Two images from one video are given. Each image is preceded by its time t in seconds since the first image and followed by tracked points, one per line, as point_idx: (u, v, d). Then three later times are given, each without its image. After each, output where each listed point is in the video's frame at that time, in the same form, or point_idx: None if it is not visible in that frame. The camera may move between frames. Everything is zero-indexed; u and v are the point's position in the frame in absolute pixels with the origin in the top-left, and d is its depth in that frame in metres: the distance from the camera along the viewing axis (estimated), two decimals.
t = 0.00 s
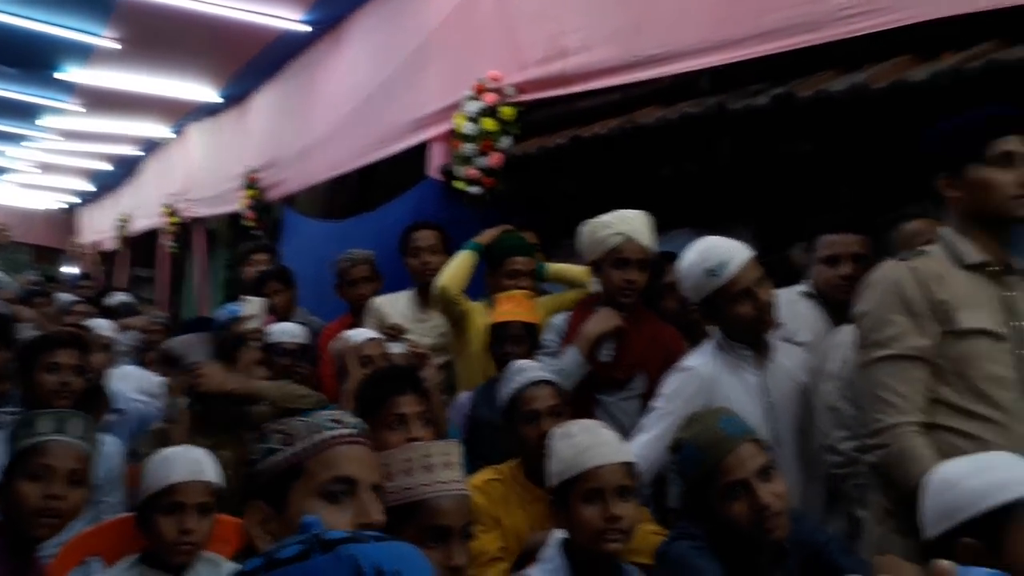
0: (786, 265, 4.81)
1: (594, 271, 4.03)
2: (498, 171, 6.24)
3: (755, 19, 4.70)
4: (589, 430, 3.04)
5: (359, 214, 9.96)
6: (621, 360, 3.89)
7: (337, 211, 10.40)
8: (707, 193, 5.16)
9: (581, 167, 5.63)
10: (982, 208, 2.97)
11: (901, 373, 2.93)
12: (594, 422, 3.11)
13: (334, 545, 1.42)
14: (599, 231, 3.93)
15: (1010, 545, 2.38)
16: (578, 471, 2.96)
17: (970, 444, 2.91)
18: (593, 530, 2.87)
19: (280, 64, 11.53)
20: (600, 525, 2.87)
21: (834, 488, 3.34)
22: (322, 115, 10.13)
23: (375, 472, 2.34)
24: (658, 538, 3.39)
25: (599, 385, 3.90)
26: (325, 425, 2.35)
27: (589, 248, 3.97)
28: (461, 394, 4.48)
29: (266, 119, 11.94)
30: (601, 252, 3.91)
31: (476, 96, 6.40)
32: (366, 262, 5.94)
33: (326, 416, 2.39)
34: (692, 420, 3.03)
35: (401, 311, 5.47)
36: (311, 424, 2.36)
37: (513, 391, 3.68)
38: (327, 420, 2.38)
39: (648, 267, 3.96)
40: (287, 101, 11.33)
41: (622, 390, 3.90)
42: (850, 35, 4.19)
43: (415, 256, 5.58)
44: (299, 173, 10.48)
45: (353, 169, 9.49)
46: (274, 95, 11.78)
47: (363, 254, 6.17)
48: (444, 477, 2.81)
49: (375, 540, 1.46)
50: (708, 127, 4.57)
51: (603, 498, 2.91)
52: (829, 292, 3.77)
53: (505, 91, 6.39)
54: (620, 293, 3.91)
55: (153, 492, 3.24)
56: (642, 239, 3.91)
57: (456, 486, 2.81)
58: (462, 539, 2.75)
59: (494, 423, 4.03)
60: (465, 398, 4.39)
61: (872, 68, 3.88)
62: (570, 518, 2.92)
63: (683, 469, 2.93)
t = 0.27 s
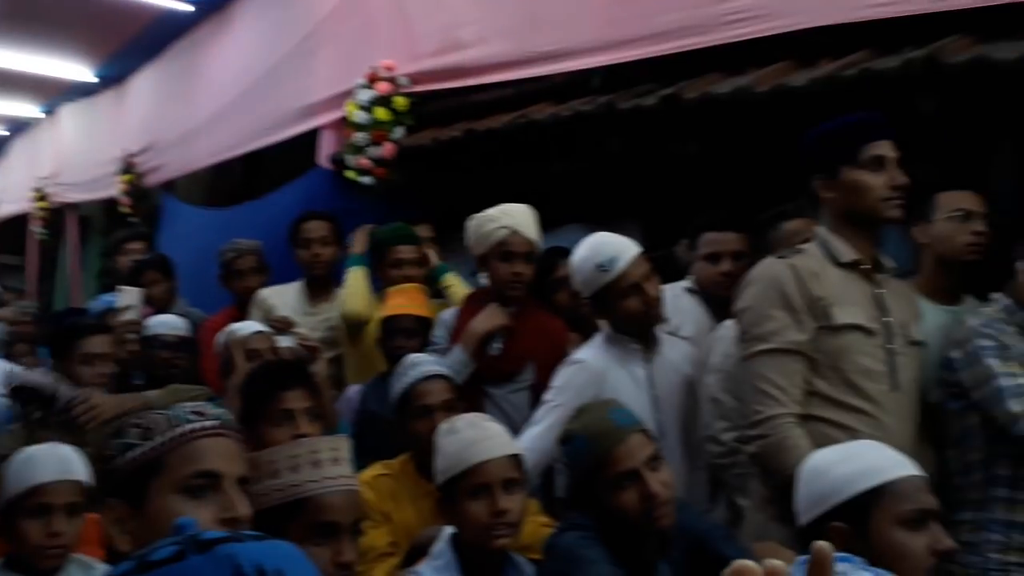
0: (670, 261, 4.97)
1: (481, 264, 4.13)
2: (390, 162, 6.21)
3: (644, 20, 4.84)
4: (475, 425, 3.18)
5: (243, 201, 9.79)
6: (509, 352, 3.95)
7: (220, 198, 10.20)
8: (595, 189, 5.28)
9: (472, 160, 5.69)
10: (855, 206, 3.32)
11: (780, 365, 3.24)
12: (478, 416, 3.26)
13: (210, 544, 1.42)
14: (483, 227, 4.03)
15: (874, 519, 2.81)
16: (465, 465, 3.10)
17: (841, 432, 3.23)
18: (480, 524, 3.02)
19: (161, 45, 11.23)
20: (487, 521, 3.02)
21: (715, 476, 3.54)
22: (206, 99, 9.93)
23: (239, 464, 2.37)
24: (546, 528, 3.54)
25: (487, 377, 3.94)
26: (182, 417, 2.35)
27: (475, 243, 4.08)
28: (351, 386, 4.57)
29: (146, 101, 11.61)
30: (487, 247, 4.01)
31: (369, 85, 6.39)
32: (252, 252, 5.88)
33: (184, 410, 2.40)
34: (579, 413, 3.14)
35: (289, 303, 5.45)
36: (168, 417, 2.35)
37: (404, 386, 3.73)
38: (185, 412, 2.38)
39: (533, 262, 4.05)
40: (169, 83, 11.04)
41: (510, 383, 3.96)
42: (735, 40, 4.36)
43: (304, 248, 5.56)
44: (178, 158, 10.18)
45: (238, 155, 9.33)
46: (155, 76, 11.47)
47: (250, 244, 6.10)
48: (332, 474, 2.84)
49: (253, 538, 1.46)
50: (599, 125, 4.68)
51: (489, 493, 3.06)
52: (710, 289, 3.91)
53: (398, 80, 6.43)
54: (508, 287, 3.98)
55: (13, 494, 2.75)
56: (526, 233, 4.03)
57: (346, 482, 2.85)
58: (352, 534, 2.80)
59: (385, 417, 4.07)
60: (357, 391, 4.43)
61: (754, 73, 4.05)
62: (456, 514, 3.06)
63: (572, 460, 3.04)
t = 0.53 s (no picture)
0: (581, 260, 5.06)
1: (391, 261, 4.13)
2: (301, 154, 6.20)
3: (559, 20, 4.90)
4: (387, 423, 3.24)
5: (144, 191, 9.56)
6: (421, 350, 3.95)
7: (120, 188, 9.94)
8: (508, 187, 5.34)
9: (385, 155, 5.68)
10: (760, 209, 3.44)
11: (686, 362, 3.38)
12: (390, 414, 3.31)
13: (98, 553, 1.57)
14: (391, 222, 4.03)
15: (773, 512, 2.93)
16: (376, 464, 3.18)
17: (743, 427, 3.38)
18: (391, 524, 3.09)
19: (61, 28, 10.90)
20: (397, 520, 3.10)
21: (624, 474, 3.62)
22: (108, 85, 9.68)
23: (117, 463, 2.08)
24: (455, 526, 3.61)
25: (399, 375, 3.93)
26: (48, 413, 2.04)
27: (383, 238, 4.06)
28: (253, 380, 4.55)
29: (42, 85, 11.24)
30: (395, 242, 4.00)
31: (280, 74, 6.31)
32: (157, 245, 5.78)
33: (48, 404, 2.08)
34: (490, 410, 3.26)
35: (194, 298, 5.39)
36: (31, 413, 2.03)
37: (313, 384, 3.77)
38: (51, 407, 2.06)
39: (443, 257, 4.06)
40: (68, 68, 10.73)
41: (422, 380, 3.97)
42: (648, 43, 4.46)
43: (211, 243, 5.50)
44: (77, 144, 9.85)
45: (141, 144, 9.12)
46: (53, 60, 11.13)
47: (155, 237, 5.99)
48: (235, 472, 2.84)
49: (143, 544, 1.62)
50: (515, 124, 4.74)
51: (400, 493, 3.13)
52: (620, 288, 3.99)
53: (311, 70, 6.36)
54: (417, 283, 3.98)
55: None
56: (435, 228, 4.02)
57: (250, 478, 2.85)
58: (258, 532, 2.79)
59: (290, 416, 4.07)
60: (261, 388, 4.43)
61: (665, 77, 4.15)
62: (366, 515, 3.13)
63: (481, 459, 3.15)
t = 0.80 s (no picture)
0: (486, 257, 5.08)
1: (292, 255, 4.04)
2: (196, 143, 6.09)
3: (469, 16, 4.89)
4: (288, 423, 3.21)
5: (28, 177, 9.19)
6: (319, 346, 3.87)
7: None
8: (413, 183, 5.32)
9: (287, 147, 5.60)
10: (669, 211, 3.53)
11: (589, 360, 3.46)
12: (291, 412, 3.28)
13: None
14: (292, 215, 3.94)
15: (670, 507, 3.01)
16: (277, 465, 3.15)
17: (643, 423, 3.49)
18: (291, 524, 3.08)
19: None
20: (298, 522, 3.08)
21: (525, 469, 3.72)
22: None
23: None
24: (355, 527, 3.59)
25: (297, 375, 3.86)
26: None
27: (286, 233, 3.98)
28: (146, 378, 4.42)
29: None
30: (296, 237, 3.92)
31: (177, 61, 6.10)
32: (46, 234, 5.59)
33: None
34: (393, 406, 3.27)
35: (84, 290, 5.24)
36: None
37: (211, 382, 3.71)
38: None
39: (347, 252, 3.99)
40: None
41: (322, 378, 3.90)
42: (556, 44, 4.52)
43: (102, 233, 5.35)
44: None
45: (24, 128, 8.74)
46: None
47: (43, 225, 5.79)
48: (124, 472, 2.78)
49: None
50: (421, 119, 4.75)
51: (302, 493, 3.12)
52: (524, 286, 4.03)
53: (209, 57, 6.15)
54: (318, 277, 3.92)
55: None
56: (336, 221, 3.94)
57: (140, 478, 2.79)
58: (150, 534, 2.73)
59: (183, 415, 3.95)
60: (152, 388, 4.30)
61: (571, 78, 4.19)
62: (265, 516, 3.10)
63: (383, 456, 3.16)
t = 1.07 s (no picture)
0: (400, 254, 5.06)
1: (203, 250, 3.98)
2: (101, 131, 5.85)
3: (391, 11, 4.84)
4: (197, 422, 3.14)
5: None
6: (229, 344, 3.82)
7: None
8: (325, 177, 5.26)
9: (195, 136, 5.46)
10: (589, 212, 3.61)
11: (510, 358, 3.50)
12: (200, 411, 3.20)
13: None
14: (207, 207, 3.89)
15: (586, 502, 3.05)
16: (185, 464, 3.07)
17: (561, 421, 3.54)
18: (199, 526, 3.01)
19: None
20: (206, 522, 3.02)
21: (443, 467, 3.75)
22: None
23: None
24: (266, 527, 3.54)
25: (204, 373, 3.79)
26: None
27: (198, 225, 3.91)
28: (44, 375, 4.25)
29: None
30: (209, 229, 3.87)
31: (82, 46, 5.92)
32: None
33: None
34: (307, 403, 3.22)
35: None
36: None
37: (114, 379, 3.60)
38: None
39: (261, 246, 3.95)
40: None
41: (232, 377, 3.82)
42: (476, 42, 4.52)
43: None
44: None
45: None
46: None
47: None
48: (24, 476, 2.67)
49: None
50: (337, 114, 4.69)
51: (211, 493, 3.05)
52: (438, 281, 4.04)
53: (116, 44, 5.97)
54: (231, 271, 3.86)
55: None
56: (250, 213, 3.90)
57: (40, 482, 2.69)
58: (49, 540, 2.63)
59: (84, 412, 3.83)
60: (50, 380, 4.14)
61: (491, 77, 4.18)
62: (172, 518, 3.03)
63: (297, 453, 3.12)
